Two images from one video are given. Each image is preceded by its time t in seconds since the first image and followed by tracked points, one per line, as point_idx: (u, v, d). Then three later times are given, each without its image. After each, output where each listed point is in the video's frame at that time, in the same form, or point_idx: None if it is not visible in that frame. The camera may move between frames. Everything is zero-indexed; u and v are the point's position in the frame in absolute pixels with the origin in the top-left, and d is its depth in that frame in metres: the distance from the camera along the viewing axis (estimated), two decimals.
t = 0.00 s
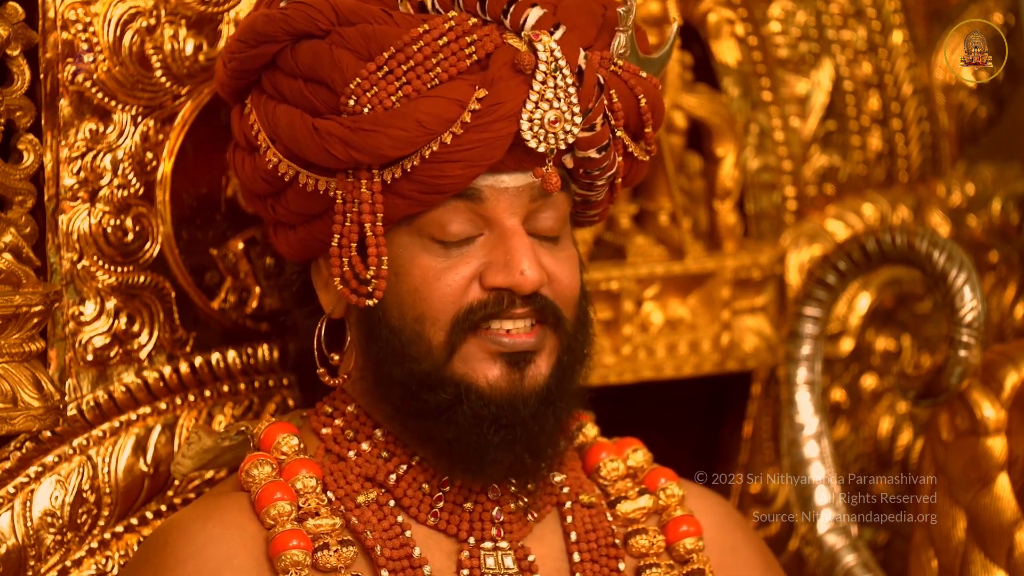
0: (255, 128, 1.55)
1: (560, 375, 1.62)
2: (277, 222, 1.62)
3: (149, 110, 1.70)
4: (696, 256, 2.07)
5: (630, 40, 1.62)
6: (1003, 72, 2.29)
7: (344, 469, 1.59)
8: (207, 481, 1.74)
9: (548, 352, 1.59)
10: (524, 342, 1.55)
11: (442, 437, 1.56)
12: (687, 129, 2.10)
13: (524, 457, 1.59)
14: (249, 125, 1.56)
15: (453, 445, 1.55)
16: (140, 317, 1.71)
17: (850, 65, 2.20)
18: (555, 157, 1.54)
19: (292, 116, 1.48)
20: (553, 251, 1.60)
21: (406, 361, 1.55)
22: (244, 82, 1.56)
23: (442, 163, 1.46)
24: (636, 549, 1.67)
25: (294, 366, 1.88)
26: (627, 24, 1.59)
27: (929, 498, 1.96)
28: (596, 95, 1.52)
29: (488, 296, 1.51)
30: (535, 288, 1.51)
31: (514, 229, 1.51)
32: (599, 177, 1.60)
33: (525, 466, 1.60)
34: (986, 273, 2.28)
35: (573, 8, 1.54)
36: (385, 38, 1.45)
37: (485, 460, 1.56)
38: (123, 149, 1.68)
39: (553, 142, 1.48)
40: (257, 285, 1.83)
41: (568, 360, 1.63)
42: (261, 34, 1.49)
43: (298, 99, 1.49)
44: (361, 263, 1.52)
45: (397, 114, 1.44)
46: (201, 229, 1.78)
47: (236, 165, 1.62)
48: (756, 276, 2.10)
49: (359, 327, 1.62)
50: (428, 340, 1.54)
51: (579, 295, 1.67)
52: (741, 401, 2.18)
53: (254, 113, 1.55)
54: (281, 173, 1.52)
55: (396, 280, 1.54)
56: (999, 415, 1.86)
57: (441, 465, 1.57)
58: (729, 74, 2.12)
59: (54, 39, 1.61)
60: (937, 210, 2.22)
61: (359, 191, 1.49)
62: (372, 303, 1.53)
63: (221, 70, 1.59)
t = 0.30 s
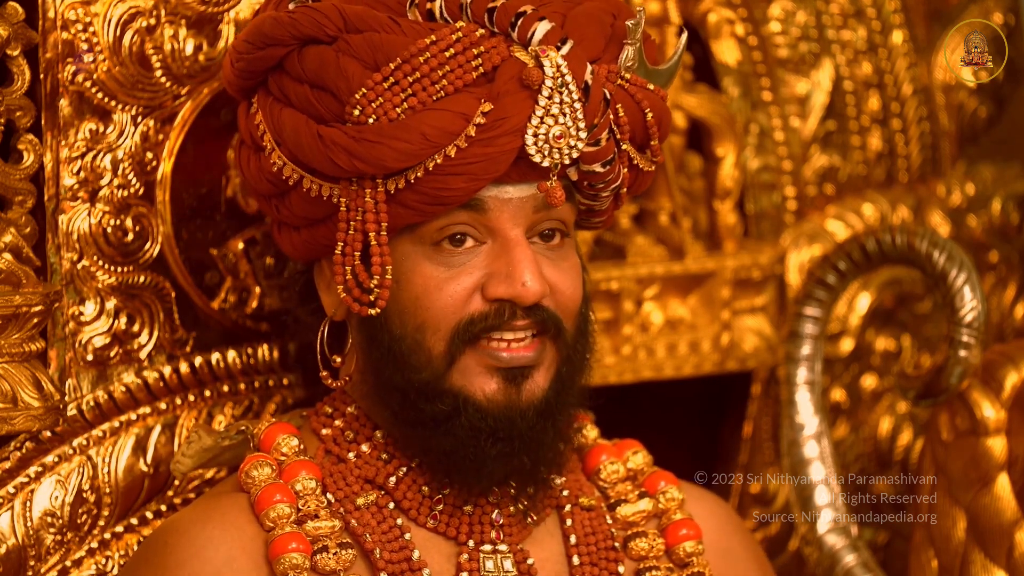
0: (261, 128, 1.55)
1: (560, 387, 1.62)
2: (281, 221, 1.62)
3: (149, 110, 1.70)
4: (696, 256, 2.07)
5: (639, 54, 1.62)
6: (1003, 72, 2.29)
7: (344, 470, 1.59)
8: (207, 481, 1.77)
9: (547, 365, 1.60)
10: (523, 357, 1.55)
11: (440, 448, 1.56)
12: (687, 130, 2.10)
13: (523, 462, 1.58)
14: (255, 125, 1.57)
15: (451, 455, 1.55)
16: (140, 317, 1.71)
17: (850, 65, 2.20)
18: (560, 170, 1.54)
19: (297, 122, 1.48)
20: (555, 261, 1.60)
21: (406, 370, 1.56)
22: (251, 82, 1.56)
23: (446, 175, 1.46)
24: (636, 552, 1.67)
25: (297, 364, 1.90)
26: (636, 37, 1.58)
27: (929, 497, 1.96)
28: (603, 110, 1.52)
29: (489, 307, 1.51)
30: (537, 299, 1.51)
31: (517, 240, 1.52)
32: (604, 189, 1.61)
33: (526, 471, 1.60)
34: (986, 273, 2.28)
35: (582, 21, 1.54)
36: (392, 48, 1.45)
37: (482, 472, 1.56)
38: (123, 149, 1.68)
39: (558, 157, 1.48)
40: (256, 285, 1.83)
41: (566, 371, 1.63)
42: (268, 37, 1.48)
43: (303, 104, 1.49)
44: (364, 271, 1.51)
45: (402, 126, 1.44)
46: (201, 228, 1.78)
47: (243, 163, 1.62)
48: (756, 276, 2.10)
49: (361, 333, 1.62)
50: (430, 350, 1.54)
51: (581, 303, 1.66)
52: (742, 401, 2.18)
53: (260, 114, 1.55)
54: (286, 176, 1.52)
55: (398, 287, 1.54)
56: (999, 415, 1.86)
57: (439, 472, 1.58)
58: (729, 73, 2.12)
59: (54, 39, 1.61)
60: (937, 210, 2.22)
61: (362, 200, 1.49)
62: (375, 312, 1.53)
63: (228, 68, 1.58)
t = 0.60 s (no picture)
0: (261, 129, 1.55)
1: (560, 382, 1.62)
2: (281, 221, 1.62)
3: (149, 110, 1.70)
4: (696, 256, 2.07)
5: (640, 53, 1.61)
6: (1003, 72, 2.29)
7: (344, 471, 1.59)
8: (207, 481, 1.77)
9: (547, 359, 1.59)
10: (525, 347, 1.54)
11: (443, 444, 1.56)
12: (687, 129, 2.10)
13: (525, 462, 1.58)
14: (256, 125, 1.57)
15: (454, 451, 1.55)
16: (140, 317, 1.71)
17: (850, 65, 2.20)
18: (561, 170, 1.54)
19: (297, 122, 1.48)
20: (556, 261, 1.60)
21: (409, 368, 1.55)
22: (251, 83, 1.56)
23: (446, 174, 1.46)
24: (637, 552, 1.67)
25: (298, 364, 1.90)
26: (637, 36, 1.58)
27: (929, 498, 1.96)
28: (603, 109, 1.51)
29: (490, 307, 1.51)
30: (538, 299, 1.51)
31: (518, 239, 1.52)
32: (604, 189, 1.61)
33: (528, 471, 1.60)
34: (986, 273, 2.28)
35: (582, 20, 1.54)
36: (392, 48, 1.45)
37: (487, 465, 1.56)
38: (123, 149, 1.68)
39: (558, 156, 1.48)
40: (256, 285, 1.83)
41: (567, 368, 1.63)
42: (268, 37, 1.48)
43: (304, 104, 1.49)
44: (366, 271, 1.51)
45: (402, 126, 1.44)
46: (201, 228, 1.78)
47: (243, 163, 1.62)
48: (756, 276, 2.10)
49: (362, 332, 1.62)
50: (432, 349, 1.54)
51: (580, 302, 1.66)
52: (742, 401, 2.18)
53: (261, 114, 1.55)
54: (287, 176, 1.52)
55: (399, 287, 1.54)
56: (999, 415, 1.86)
57: (441, 471, 1.58)
58: (729, 73, 2.12)
59: (54, 39, 1.61)
60: (937, 210, 2.22)
61: (363, 200, 1.49)
62: (376, 312, 1.53)
63: (228, 69, 1.58)
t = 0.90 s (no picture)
0: (255, 130, 1.55)
1: (556, 383, 1.62)
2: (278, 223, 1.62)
3: (149, 110, 1.70)
4: (696, 256, 2.07)
5: (631, 46, 1.62)
6: (1003, 72, 2.29)
7: (343, 471, 1.59)
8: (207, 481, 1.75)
9: (542, 362, 1.58)
10: (522, 359, 1.54)
11: (440, 444, 1.56)
12: (687, 129, 2.10)
13: (522, 463, 1.58)
14: (249, 126, 1.56)
15: (451, 451, 1.55)
16: (140, 317, 1.71)
17: (850, 65, 2.20)
18: (554, 164, 1.53)
19: (291, 121, 1.48)
20: (551, 258, 1.58)
21: (409, 366, 1.55)
22: (244, 84, 1.56)
23: (440, 170, 1.46)
24: (636, 551, 1.67)
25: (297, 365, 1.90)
26: (628, 30, 1.58)
27: (929, 498, 1.96)
28: (596, 103, 1.51)
29: (489, 303, 1.51)
30: (534, 294, 1.51)
31: (513, 235, 1.51)
32: (599, 183, 1.60)
33: (524, 471, 1.60)
34: (986, 273, 2.28)
35: (574, 16, 1.55)
36: (384, 45, 1.45)
37: (482, 468, 1.56)
38: (123, 149, 1.68)
39: (552, 150, 1.48)
40: (256, 285, 1.83)
41: (563, 368, 1.62)
42: (261, 38, 1.49)
43: (297, 104, 1.49)
44: (360, 269, 1.51)
45: (395, 122, 1.44)
46: (201, 228, 1.78)
47: (237, 165, 1.62)
48: (756, 276, 2.10)
49: (361, 330, 1.62)
50: (434, 346, 1.54)
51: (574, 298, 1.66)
52: (741, 401, 2.18)
53: (254, 115, 1.55)
54: (281, 177, 1.52)
55: (397, 285, 1.54)
56: (999, 415, 1.86)
57: (438, 471, 1.58)
58: (729, 73, 2.12)
59: (54, 39, 1.61)
60: (937, 210, 2.22)
61: (357, 198, 1.49)
62: (372, 309, 1.53)
63: (221, 72, 1.59)
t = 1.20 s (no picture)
0: (245, 130, 1.55)
1: (553, 369, 1.62)
2: (270, 224, 1.62)
3: (149, 110, 1.70)
4: (696, 256, 2.07)
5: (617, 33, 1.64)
6: (1003, 72, 2.29)
7: (340, 469, 1.59)
8: (207, 481, 1.74)
9: (537, 350, 1.59)
10: (519, 344, 1.54)
11: (438, 434, 1.56)
12: (687, 130, 2.11)
13: (518, 456, 1.60)
14: (239, 128, 1.57)
15: (449, 441, 1.55)
16: (140, 317, 1.71)
17: (850, 65, 2.20)
18: (544, 149, 1.54)
19: (281, 115, 1.48)
20: (544, 247, 1.59)
21: (406, 357, 1.55)
22: (233, 85, 1.56)
23: (430, 157, 1.46)
24: (634, 546, 1.67)
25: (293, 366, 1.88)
26: (614, 17, 1.60)
27: (929, 498, 1.96)
28: (584, 87, 1.52)
29: (486, 292, 1.50)
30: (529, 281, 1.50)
31: (505, 223, 1.52)
32: (589, 169, 1.60)
33: (521, 467, 1.61)
34: (986, 273, 2.28)
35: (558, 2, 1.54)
36: (371, 34, 1.45)
37: (480, 455, 1.56)
38: (123, 149, 1.68)
39: (542, 134, 1.48)
40: (256, 285, 1.83)
41: (558, 356, 1.63)
42: (248, 35, 1.49)
43: (286, 98, 1.49)
44: (350, 259, 1.52)
45: (385, 109, 1.44)
46: (201, 229, 1.78)
47: (228, 172, 1.62)
48: (756, 276, 2.10)
49: (356, 324, 1.63)
50: (433, 337, 1.53)
51: (568, 285, 1.66)
52: (741, 401, 2.18)
53: (244, 116, 1.56)
54: (271, 174, 1.53)
55: (391, 277, 1.54)
56: (999, 415, 1.86)
57: (437, 464, 1.58)
58: (729, 74, 2.12)
59: (54, 39, 1.61)
60: (938, 210, 2.22)
61: (348, 187, 1.49)
62: (363, 299, 1.53)
63: (209, 78, 1.58)
